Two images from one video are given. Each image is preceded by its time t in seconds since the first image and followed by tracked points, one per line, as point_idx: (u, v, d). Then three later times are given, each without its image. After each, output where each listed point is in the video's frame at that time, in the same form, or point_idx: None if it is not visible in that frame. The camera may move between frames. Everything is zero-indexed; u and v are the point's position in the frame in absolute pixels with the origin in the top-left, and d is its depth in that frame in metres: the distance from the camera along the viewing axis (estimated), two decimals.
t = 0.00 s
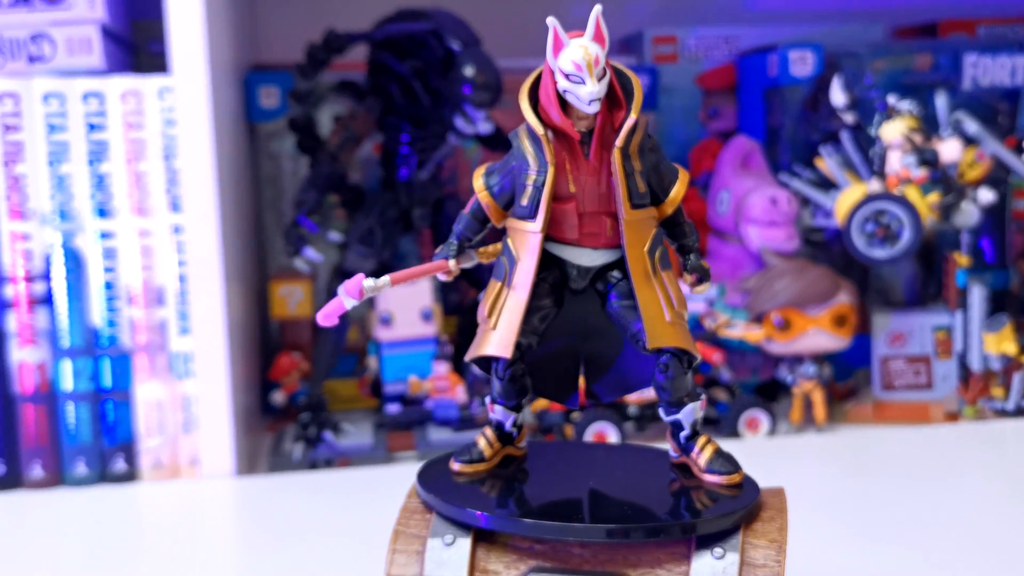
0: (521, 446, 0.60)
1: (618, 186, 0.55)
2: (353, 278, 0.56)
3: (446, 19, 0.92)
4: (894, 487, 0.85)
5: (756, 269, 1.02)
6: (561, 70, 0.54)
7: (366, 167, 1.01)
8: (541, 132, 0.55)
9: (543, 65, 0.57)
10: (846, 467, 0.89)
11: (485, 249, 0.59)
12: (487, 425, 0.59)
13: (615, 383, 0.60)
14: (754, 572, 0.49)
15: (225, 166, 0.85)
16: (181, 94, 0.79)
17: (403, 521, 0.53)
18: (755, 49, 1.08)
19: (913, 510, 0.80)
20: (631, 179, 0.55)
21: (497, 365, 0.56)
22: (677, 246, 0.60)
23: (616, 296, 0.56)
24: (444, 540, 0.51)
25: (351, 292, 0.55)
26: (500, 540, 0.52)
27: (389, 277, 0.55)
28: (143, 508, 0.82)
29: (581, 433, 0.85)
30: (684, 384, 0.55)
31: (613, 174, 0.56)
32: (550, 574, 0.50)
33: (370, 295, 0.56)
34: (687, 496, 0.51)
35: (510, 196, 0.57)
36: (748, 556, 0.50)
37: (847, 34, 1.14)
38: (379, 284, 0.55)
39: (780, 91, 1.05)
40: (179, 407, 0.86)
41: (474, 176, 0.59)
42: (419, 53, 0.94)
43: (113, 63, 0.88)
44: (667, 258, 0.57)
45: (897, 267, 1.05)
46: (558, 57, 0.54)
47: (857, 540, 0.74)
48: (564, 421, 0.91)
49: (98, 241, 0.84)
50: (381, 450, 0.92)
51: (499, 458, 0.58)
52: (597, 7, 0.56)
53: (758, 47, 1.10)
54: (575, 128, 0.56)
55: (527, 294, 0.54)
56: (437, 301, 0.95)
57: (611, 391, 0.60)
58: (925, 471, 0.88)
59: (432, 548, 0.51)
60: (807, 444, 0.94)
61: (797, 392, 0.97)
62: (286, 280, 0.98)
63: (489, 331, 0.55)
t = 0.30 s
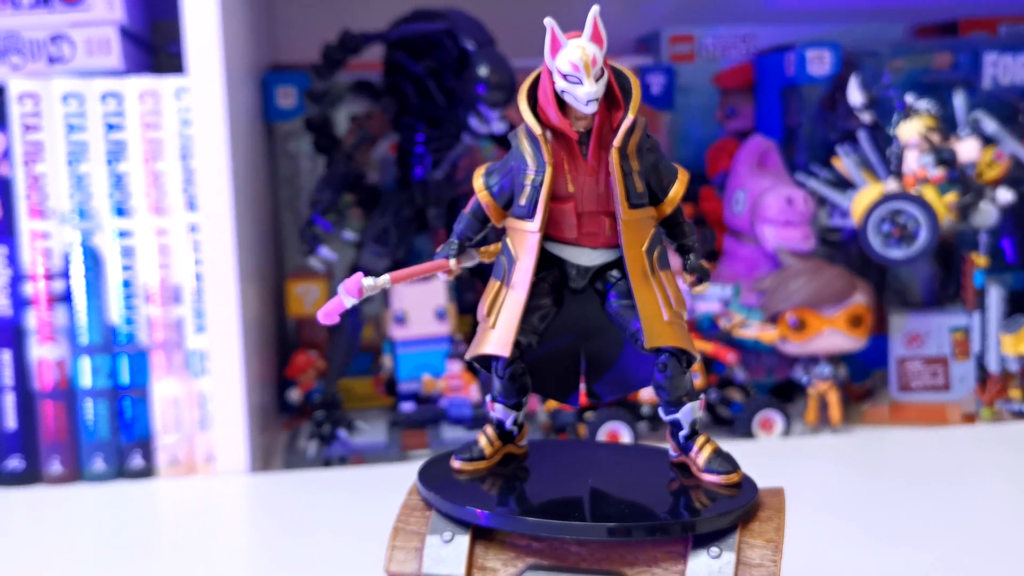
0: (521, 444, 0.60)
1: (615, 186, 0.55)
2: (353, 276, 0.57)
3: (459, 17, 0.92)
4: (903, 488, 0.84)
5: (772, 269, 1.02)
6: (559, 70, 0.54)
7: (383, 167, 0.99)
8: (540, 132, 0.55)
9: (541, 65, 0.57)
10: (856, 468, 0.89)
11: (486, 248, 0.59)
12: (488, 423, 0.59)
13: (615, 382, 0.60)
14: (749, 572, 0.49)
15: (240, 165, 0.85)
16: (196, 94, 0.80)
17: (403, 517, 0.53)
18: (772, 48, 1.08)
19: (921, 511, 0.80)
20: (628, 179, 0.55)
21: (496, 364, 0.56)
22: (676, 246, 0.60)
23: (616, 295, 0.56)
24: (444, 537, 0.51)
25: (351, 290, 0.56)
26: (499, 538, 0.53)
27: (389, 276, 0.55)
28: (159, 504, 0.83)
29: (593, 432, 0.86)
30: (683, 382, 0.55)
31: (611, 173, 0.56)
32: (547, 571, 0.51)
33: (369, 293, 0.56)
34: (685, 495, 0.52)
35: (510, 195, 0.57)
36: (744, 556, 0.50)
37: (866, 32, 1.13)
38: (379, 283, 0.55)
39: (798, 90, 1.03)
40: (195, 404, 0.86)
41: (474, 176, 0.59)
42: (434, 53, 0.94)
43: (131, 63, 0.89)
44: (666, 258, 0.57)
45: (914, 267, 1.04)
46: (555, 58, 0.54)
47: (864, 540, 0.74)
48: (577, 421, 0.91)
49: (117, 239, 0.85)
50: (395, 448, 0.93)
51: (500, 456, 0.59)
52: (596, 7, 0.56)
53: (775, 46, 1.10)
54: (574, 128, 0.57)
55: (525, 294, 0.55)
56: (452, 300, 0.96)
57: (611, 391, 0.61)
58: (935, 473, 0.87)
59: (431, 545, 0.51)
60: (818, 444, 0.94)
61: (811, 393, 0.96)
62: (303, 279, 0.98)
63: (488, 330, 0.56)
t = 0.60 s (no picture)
0: (522, 443, 0.61)
1: (613, 186, 0.55)
2: (353, 275, 0.57)
3: (473, 17, 0.93)
4: (910, 489, 0.84)
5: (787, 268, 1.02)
6: (557, 71, 0.54)
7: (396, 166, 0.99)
8: (538, 132, 0.56)
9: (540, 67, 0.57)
10: (863, 468, 0.89)
11: (486, 247, 0.60)
12: (489, 421, 0.59)
13: (616, 382, 0.60)
14: (746, 572, 0.49)
15: (254, 165, 0.86)
16: (210, 94, 0.81)
17: (403, 514, 0.54)
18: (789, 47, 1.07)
19: (925, 512, 0.79)
20: (626, 179, 0.55)
21: (496, 363, 0.57)
22: (676, 246, 0.60)
23: (615, 294, 0.57)
24: (442, 535, 0.51)
25: (350, 289, 0.56)
26: (498, 536, 0.53)
27: (389, 275, 0.56)
28: (173, 500, 0.84)
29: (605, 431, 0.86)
30: (682, 382, 0.56)
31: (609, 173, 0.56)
32: (546, 570, 0.51)
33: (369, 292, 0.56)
34: (685, 495, 0.52)
35: (509, 196, 0.57)
36: (741, 556, 0.50)
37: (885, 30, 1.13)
38: (379, 282, 0.56)
39: (815, 89, 1.03)
40: (210, 402, 0.87)
41: (474, 176, 0.59)
42: (447, 53, 0.94)
43: (148, 64, 0.89)
44: (665, 258, 0.57)
45: (931, 267, 1.04)
46: (553, 58, 0.55)
47: (867, 541, 0.74)
48: (590, 420, 0.91)
49: (133, 238, 0.86)
50: (407, 446, 0.93)
51: (500, 454, 0.59)
52: (594, 8, 0.56)
53: (793, 44, 1.09)
54: (572, 128, 0.57)
55: (525, 294, 0.55)
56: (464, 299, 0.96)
57: (612, 390, 0.60)
58: (942, 474, 0.87)
59: (429, 542, 0.51)
60: (827, 444, 0.94)
61: (825, 393, 0.96)
62: (316, 278, 0.98)
63: (487, 328, 0.56)
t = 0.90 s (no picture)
0: (523, 441, 0.61)
1: (610, 185, 0.55)
2: (352, 273, 0.58)
3: (488, 17, 0.93)
4: (921, 490, 0.84)
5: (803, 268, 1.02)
6: (555, 71, 0.54)
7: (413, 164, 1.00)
8: (535, 133, 0.56)
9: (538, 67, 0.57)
10: (874, 469, 0.88)
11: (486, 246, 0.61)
12: (490, 420, 0.60)
13: (617, 382, 0.60)
14: (741, 572, 0.49)
15: (269, 165, 0.87)
16: (225, 94, 0.82)
17: (403, 511, 0.54)
18: (807, 46, 1.07)
19: (936, 513, 0.79)
20: (624, 178, 0.55)
21: (495, 362, 0.57)
22: (675, 246, 0.60)
23: (613, 294, 0.57)
24: (440, 532, 0.52)
25: (350, 288, 0.57)
26: (495, 534, 0.53)
27: (388, 274, 0.56)
28: (189, 496, 0.84)
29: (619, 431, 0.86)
30: (680, 382, 0.56)
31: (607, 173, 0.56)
32: (542, 567, 0.51)
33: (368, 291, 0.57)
34: (684, 495, 0.52)
35: (508, 195, 0.58)
36: (736, 555, 0.50)
37: (907, 27, 1.11)
38: (377, 281, 0.56)
39: (832, 88, 1.02)
40: (225, 399, 0.87)
41: (475, 176, 0.60)
42: (462, 53, 0.94)
43: (166, 64, 0.90)
44: (664, 258, 0.57)
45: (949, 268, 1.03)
46: (551, 59, 0.55)
47: (875, 542, 0.74)
48: (603, 419, 0.91)
49: (150, 237, 0.87)
50: (420, 444, 0.94)
51: (500, 452, 0.59)
52: (591, 8, 0.56)
53: (811, 43, 1.09)
54: (570, 128, 0.57)
55: (523, 294, 0.55)
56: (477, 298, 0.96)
57: (612, 389, 0.60)
58: (954, 475, 0.86)
59: (427, 540, 0.52)
60: (841, 445, 0.93)
61: (840, 394, 0.96)
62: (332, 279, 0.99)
63: (486, 328, 0.56)
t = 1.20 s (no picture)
0: (524, 440, 0.62)
1: (609, 186, 0.55)
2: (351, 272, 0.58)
3: (500, 18, 0.94)
4: (930, 490, 0.83)
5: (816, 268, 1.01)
6: (552, 72, 0.55)
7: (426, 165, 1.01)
8: (534, 133, 0.56)
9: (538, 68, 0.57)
10: (883, 469, 0.88)
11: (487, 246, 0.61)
12: (491, 418, 0.61)
13: (616, 381, 0.60)
14: (738, 571, 0.49)
15: (281, 165, 0.87)
16: (238, 94, 0.82)
17: (403, 508, 0.55)
18: (822, 45, 1.06)
19: (944, 514, 0.78)
20: (622, 178, 0.56)
21: (495, 360, 0.57)
22: (675, 246, 0.60)
23: (612, 293, 0.57)
24: (439, 529, 0.52)
25: (350, 288, 0.57)
26: (494, 531, 0.54)
27: (388, 274, 0.57)
28: (202, 492, 0.85)
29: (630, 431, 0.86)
30: (679, 381, 0.56)
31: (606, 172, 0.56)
32: (540, 565, 0.52)
33: (367, 290, 0.58)
34: (683, 494, 0.52)
35: (508, 195, 0.58)
36: (733, 555, 0.50)
37: (923, 27, 1.11)
38: (377, 280, 0.57)
39: (847, 87, 1.02)
40: (239, 396, 0.88)
41: (475, 176, 0.60)
42: (474, 53, 0.95)
43: (181, 65, 0.91)
44: (663, 258, 0.57)
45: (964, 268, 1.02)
46: (549, 59, 0.55)
47: (882, 542, 0.74)
48: (614, 419, 0.91)
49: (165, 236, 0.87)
50: (431, 443, 0.94)
51: (501, 451, 0.60)
52: (590, 8, 0.56)
53: (826, 42, 1.08)
54: (569, 128, 0.57)
55: (522, 293, 0.56)
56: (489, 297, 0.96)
57: (612, 389, 0.60)
58: (964, 476, 0.86)
59: (427, 536, 0.52)
60: (853, 446, 0.93)
61: (853, 395, 0.95)
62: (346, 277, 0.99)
63: (486, 327, 0.57)
